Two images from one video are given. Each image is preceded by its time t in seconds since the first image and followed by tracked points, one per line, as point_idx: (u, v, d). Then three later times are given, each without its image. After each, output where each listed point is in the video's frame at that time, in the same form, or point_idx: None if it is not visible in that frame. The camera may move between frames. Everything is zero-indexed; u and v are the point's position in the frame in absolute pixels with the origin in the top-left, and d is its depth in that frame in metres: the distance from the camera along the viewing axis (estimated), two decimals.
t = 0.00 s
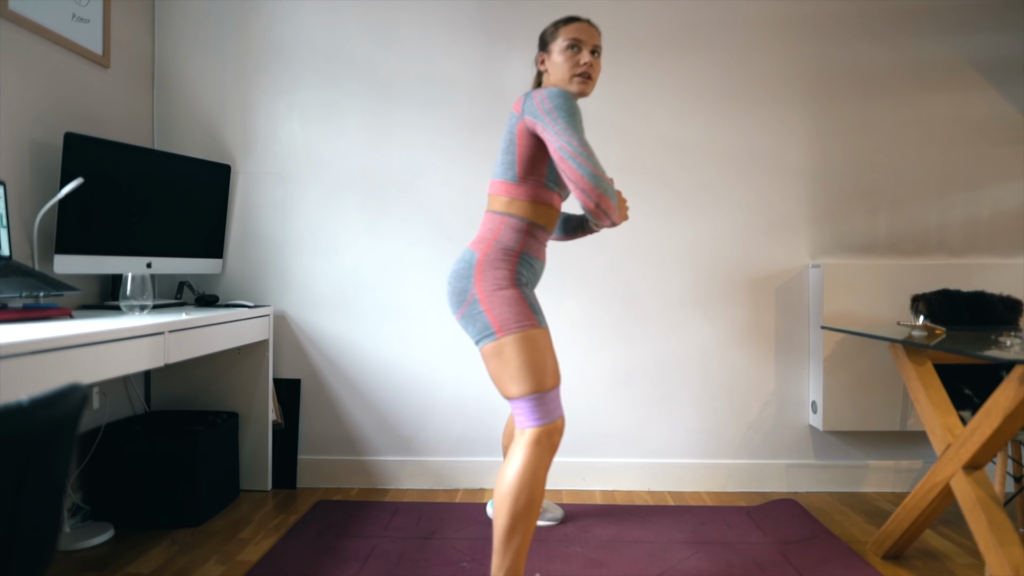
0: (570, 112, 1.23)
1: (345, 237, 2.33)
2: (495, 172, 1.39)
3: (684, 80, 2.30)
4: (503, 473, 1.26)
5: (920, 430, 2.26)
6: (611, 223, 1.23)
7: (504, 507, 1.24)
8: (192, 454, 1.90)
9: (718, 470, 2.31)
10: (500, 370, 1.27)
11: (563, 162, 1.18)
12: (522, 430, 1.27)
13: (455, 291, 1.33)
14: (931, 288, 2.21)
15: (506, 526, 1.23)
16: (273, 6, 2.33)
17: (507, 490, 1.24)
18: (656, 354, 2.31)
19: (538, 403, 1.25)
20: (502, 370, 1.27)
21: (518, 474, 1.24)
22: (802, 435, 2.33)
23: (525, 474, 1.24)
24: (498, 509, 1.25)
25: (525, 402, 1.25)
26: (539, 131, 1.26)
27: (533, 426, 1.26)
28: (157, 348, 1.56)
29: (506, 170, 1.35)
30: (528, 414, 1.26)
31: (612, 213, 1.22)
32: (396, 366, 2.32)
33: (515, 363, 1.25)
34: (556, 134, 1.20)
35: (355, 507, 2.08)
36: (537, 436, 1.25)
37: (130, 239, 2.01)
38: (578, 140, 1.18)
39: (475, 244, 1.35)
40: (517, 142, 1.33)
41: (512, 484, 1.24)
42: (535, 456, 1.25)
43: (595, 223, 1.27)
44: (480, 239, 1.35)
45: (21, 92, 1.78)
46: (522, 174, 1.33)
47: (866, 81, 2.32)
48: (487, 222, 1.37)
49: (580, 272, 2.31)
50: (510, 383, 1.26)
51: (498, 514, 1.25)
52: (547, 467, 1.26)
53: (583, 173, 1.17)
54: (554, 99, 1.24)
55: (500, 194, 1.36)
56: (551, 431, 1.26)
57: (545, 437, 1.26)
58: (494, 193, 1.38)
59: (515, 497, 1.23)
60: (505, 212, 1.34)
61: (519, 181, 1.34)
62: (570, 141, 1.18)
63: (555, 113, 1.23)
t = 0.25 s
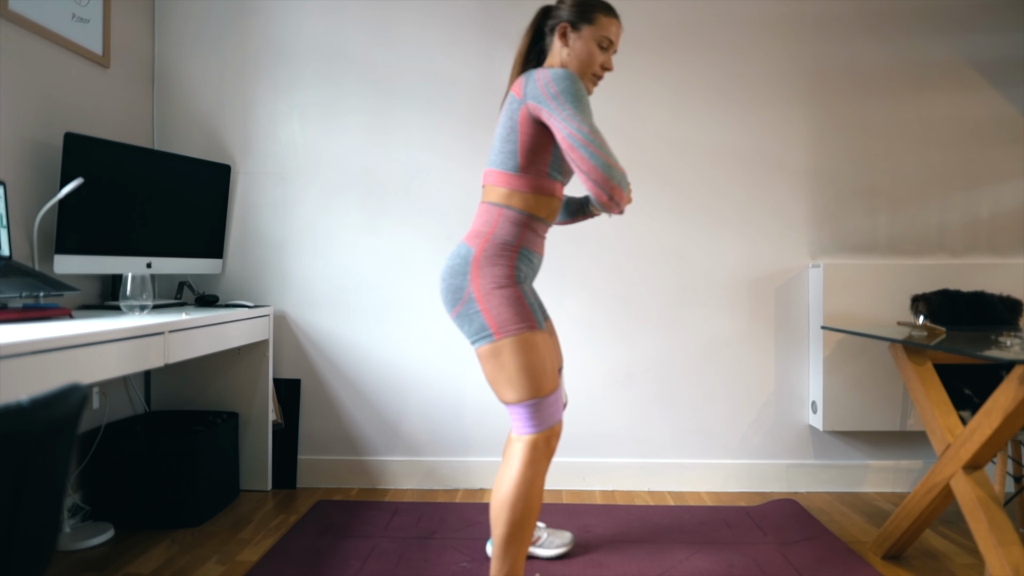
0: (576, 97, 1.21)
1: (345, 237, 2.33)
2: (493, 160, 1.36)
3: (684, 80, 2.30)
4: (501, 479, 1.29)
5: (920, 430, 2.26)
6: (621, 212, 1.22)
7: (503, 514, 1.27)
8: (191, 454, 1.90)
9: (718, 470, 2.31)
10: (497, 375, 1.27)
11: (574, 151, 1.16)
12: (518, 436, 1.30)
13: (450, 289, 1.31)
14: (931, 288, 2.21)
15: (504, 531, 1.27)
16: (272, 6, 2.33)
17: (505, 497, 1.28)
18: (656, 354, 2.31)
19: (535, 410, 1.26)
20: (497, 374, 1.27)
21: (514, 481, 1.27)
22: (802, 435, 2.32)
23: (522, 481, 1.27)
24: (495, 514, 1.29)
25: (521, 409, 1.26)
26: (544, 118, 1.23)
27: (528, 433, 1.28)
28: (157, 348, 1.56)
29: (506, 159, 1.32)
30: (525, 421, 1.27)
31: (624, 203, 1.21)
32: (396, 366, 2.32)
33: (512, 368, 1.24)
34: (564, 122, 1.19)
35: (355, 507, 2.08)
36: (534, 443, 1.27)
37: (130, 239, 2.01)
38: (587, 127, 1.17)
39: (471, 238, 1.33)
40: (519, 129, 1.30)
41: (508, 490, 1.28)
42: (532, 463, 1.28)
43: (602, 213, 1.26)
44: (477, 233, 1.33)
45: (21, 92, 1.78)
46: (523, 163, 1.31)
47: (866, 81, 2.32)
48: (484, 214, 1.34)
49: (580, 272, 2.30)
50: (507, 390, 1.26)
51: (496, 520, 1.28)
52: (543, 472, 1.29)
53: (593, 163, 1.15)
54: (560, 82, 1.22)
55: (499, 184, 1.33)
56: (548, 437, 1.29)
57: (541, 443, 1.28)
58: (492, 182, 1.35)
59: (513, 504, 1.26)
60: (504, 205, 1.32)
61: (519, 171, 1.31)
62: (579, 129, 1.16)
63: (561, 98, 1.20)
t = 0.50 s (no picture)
0: (584, 105, 1.22)
1: (345, 238, 2.33)
2: (497, 162, 1.36)
3: (684, 80, 2.30)
4: (506, 479, 1.28)
5: (920, 430, 2.26)
6: (618, 222, 1.24)
7: (506, 514, 1.25)
8: (192, 454, 1.90)
9: (718, 469, 2.31)
10: (502, 376, 1.27)
11: (580, 158, 1.17)
12: (523, 437, 1.29)
13: (453, 291, 1.32)
14: (931, 288, 2.21)
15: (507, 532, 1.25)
16: (273, 6, 2.33)
17: (508, 497, 1.26)
18: (656, 354, 2.31)
19: (540, 410, 1.26)
20: (502, 374, 1.27)
21: (519, 479, 1.26)
22: (802, 435, 2.33)
23: (526, 481, 1.26)
24: (499, 514, 1.27)
25: (527, 409, 1.26)
26: (552, 123, 1.24)
27: (534, 433, 1.28)
28: (157, 348, 1.56)
29: (511, 162, 1.32)
30: (530, 421, 1.27)
31: (621, 213, 1.23)
32: (396, 366, 2.32)
33: (517, 368, 1.25)
34: (572, 129, 1.19)
35: (355, 507, 2.08)
36: (539, 443, 1.27)
37: (130, 239, 2.01)
38: (594, 137, 1.18)
39: (473, 241, 1.33)
40: (526, 133, 1.30)
41: (513, 489, 1.26)
42: (537, 462, 1.27)
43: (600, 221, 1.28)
44: (479, 235, 1.33)
45: (21, 92, 1.78)
46: (529, 168, 1.31)
47: (866, 81, 2.32)
48: (487, 216, 1.34)
49: (580, 272, 2.30)
50: (512, 389, 1.27)
51: (499, 521, 1.26)
52: (548, 474, 1.28)
53: (597, 171, 1.16)
54: (570, 90, 1.22)
55: (502, 187, 1.33)
56: (552, 438, 1.28)
57: (547, 444, 1.28)
58: (495, 184, 1.35)
59: (517, 505, 1.25)
60: (507, 207, 1.32)
61: (525, 175, 1.31)
62: (586, 137, 1.17)
63: (570, 106, 1.21)
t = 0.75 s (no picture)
0: (589, 128, 1.28)
1: (345, 238, 2.33)
2: (504, 179, 1.39)
3: (684, 80, 2.30)
4: (510, 469, 1.27)
5: (920, 430, 2.26)
6: (618, 235, 1.32)
7: (510, 504, 1.24)
8: (192, 454, 1.90)
9: (718, 469, 2.31)
10: (508, 371, 1.29)
11: (586, 177, 1.24)
12: (527, 429, 1.29)
13: (464, 295, 1.34)
14: (931, 288, 2.21)
15: (511, 521, 1.24)
16: (273, 6, 2.33)
17: (513, 487, 1.25)
18: (657, 354, 2.31)
19: (545, 402, 1.27)
20: (509, 370, 1.29)
21: (523, 469, 1.25)
22: (802, 435, 2.33)
23: (531, 472, 1.25)
24: (502, 505, 1.26)
25: (531, 401, 1.28)
26: (561, 145, 1.29)
27: (539, 425, 1.28)
28: (157, 348, 1.56)
29: (520, 179, 1.36)
30: (535, 413, 1.28)
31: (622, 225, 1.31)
32: (396, 366, 2.33)
33: (523, 363, 1.27)
34: (579, 150, 1.26)
35: (355, 507, 2.08)
36: (544, 434, 1.27)
37: (130, 240, 2.01)
38: (599, 157, 1.24)
39: (482, 248, 1.36)
40: (536, 153, 1.34)
41: (517, 480, 1.25)
42: (541, 454, 1.26)
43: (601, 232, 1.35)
44: (489, 244, 1.35)
45: (21, 92, 1.78)
46: (538, 185, 1.35)
47: (866, 81, 2.32)
48: (495, 228, 1.37)
49: (580, 272, 2.31)
50: (517, 382, 1.28)
51: (503, 511, 1.25)
52: (552, 465, 1.28)
53: (602, 189, 1.24)
54: (576, 114, 1.28)
55: (511, 202, 1.36)
56: (556, 430, 1.29)
57: (551, 436, 1.28)
58: (503, 200, 1.38)
59: (522, 495, 1.24)
60: (516, 219, 1.35)
61: (534, 192, 1.35)
62: (592, 158, 1.24)
63: (576, 129, 1.27)
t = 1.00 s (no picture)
0: (582, 143, 1.35)
1: (345, 237, 2.33)
2: (504, 183, 1.48)
3: (684, 81, 2.30)
4: (514, 438, 1.35)
5: (920, 430, 2.26)
6: (607, 238, 1.37)
7: (514, 469, 1.33)
8: (192, 454, 1.90)
9: (718, 470, 2.31)
10: (509, 347, 1.35)
11: (575, 186, 1.31)
12: (529, 401, 1.35)
13: (467, 283, 1.41)
14: (931, 288, 2.21)
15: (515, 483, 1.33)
16: (273, 6, 2.33)
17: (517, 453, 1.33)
18: (656, 354, 2.31)
19: (545, 374, 1.34)
20: (511, 346, 1.35)
21: (526, 438, 1.32)
22: (802, 435, 2.33)
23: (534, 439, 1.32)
24: (507, 469, 1.35)
25: (532, 374, 1.34)
26: (554, 157, 1.37)
27: (539, 396, 1.34)
28: (157, 348, 1.56)
29: (519, 184, 1.44)
30: (536, 384, 1.34)
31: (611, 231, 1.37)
32: (396, 366, 2.32)
33: (524, 340, 1.34)
34: (569, 161, 1.32)
35: (355, 507, 2.08)
36: (544, 405, 1.33)
37: (130, 240, 2.01)
38: (588, 167, 1.31)
39: (485, 242, 1.44)
40: (533, 161, 1.43)
41: (521, 448, 1.33)
42: (543, 423, 1.33)
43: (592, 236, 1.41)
44: (490, 237, 1.44)
45: (21, 92, 1.78)
46: (534, 189, 1.42)
47: (866, 81, 2.32)
48: (496, 224, 1.46)
49: (580, 272, 2.30)
50: (519, 357, 1.35)
51: (508, 475, 1.34)
52: (553, 432, 1.35)
53: (590, 198, 1.30)
54: (569, 129, 1.35)
55: (510, 203, 1.45)
56: (557, 400, 1.35)
57: (551, 406, 1.34)
58: (504, 201, 1.47)
59: (525, 461, 1.32)
60: (516, 217, 1.44)
61: (531, 195, 1.43)
62: (581, 168, 1.31)
63: (569, 142, 1.34)
